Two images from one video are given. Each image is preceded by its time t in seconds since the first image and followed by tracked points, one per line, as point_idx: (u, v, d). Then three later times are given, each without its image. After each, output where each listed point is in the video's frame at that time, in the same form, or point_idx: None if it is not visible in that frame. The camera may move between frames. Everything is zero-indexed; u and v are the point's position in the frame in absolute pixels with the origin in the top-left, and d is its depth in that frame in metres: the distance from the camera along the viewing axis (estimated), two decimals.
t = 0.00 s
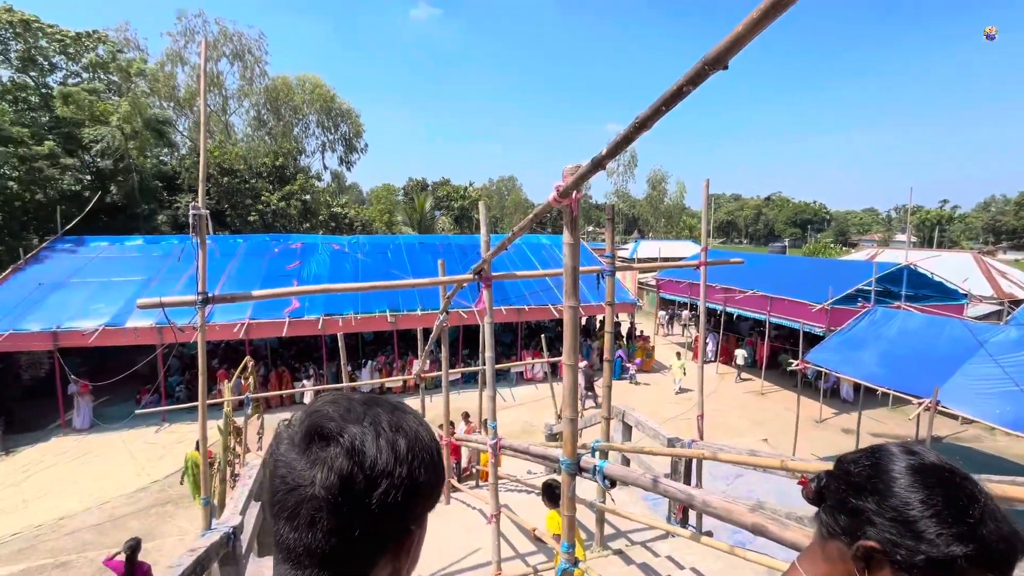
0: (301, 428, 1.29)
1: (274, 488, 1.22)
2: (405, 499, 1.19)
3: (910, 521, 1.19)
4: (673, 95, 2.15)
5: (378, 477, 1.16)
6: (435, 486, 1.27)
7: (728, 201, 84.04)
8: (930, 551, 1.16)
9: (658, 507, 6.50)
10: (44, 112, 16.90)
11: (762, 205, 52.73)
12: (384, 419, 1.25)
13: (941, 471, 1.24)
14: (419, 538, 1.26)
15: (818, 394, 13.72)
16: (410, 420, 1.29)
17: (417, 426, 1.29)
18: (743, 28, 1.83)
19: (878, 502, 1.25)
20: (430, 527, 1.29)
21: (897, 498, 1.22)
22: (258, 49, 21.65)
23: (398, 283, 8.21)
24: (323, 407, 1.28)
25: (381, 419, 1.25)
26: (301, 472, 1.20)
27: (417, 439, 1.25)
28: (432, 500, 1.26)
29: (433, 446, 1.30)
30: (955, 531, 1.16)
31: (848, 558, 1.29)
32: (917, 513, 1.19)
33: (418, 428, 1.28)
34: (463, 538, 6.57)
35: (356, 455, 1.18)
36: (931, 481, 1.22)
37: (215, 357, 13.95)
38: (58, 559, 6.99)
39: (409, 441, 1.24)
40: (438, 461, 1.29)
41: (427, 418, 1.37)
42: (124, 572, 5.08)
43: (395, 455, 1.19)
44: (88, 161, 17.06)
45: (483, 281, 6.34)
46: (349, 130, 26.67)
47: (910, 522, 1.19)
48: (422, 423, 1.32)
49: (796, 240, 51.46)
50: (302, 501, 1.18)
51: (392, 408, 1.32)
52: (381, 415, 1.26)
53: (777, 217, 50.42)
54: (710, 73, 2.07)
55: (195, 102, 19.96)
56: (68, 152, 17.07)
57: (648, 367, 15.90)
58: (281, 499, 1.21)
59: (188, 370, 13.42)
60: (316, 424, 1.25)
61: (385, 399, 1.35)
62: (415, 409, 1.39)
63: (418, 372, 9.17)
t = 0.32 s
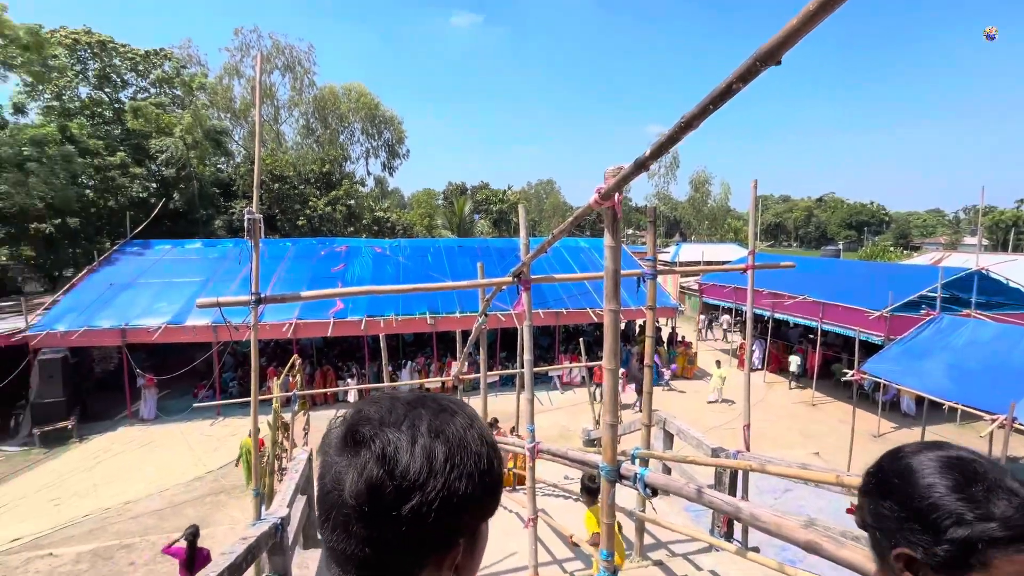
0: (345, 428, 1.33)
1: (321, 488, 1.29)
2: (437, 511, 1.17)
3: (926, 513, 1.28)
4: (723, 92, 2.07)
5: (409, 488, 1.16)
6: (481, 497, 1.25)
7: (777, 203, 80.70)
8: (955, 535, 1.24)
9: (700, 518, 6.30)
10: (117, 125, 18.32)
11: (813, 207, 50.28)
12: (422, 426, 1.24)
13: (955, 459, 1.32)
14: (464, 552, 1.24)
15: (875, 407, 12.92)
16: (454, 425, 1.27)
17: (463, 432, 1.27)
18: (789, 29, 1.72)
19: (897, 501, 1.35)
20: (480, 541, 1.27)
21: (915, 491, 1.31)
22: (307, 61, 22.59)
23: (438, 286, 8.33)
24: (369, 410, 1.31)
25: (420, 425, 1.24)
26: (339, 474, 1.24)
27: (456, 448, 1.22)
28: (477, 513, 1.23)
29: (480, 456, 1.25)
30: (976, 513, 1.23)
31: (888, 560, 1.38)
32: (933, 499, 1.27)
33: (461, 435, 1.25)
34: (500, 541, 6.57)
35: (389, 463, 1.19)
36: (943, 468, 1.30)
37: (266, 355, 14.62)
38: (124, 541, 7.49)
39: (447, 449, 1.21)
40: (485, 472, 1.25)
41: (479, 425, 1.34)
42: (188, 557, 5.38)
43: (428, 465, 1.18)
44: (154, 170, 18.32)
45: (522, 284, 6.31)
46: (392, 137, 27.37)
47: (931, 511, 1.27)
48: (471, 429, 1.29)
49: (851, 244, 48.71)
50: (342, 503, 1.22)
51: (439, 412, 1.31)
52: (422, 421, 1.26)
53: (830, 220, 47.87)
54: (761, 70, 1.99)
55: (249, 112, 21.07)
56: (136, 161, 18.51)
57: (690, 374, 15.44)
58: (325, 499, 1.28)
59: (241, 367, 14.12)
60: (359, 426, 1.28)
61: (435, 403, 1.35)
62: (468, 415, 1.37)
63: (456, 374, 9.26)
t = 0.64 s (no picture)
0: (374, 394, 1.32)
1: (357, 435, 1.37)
2: (347, 513, 1.05)
3: (945, 522, 1.30)
4: (770, 89, 2.00)
5: (327, 459, 1.10)
6: (405, 522, 1.01)
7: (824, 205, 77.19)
8: (978, 542, 1.24)
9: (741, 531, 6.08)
10: (173, 134, 19.46)
11: (864, 209, 47.73)
12: (363, 415, 1.10)
13: (978, 465, 1.31)
14: None
15: (933, 422, 12.11)
16: (393, 425, 1.05)
17: (409, 433, 1.04)
18: (827, 34, 1.65)
19: (918, 516, 1.36)
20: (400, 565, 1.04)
21: (936, 499, 1.33)
22: (349, 69, 23.29)
23: (474, 288, 8.38)
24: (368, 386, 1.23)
25: (360, 414, 1.10)
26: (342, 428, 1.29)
27: (372, 450, 1.03)
28: (398, 537, 1.02)
29: (403, 473, 1.00)
30: (999, 517, 1.23)
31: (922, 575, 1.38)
32: (949, 508, 1.29)
33: (387, 440, 1.03)
34: (533, 545, 6.54)
35: (335, 437, 1.10)
36: (964, 475, 1.31)
37: (307, 354, 15.13)
38: (176, 528, 7.89)
39: (362, 449, 1.04)
40: (407, 494, 1.00)
41: (437, 435, 1.04)
42: (241, 544, 5.64)
43: (340, 461, 1.06)
44: (207, 176, 19.30)
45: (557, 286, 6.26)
46: (429, 141, 27.84)
47: (947, 520, 1.30)
48: (410, 440, 1.03)
49: (906, 247, 45.93)
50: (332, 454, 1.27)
51: (409, 409, 1.10)
52: (369, 410, 1.10)
53: (883, 222, 45.31)
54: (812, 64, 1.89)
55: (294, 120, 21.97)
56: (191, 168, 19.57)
57: (730, 382, 14.92)
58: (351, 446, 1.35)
59: (284, 365, 14.67)
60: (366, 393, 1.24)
61: (413, 396, 1.14)
62: (440, 417, 1.09)
63: (490, 376, 9.29)
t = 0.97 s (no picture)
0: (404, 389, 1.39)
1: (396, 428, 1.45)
2: (348, 497, 1.13)
3: (994, 547, 1.19)
4: (814, 84, 1.91)
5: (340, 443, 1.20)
6: (391, 513, 1.04)
7: (869, 206, 73.76)
8: None
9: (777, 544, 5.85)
10: (218, 139, 20.33)
11: (912, 210, 45.37)
12: (371, 407, 1.18)
13: None
14: (380, 565, 1.09)
15: (989, 436, 11.38)
16: (396, 415, 1.12)
17: (406, 425, 1.09)
18: (875, 27, 1.57)
19: (962, 542, 1.26)
20: (392, 552, 1.07)
21: (982, 523, 1.23)
22: (383, 74, 23.82)
23: (504, 289, 8.39)
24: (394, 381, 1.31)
25: (367, 405, 1.18)
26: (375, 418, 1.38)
27: (370, 441, 1.10)
28: (387, 527, 1.06)
29: (391, 464, 1.05)
30: None
31: None
32: (995, 532, 1.19)
33: (384, 432, 1.10)
34: (562, 550, 6.49)
35: (347, 423, 1.19)
36: None
37: (341, 352, 15.52)
38: (216, 517, 8.20)
39: (362, 439, 1.11)
40: (392, 486, 1.04)
41: (428, 430, 1.08)
42: (279, 534, 5.83)
43: (345, 448, 1.15)
44: (248, 180, 20.06)
45: (588, 288, 6.18)
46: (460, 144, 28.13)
47: (995, 546, 1.19)
48: (403, 434, 1.08)
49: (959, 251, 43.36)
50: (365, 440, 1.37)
51: (411, 406, 1.14)
52: (376, 403, 1.18)
53: (934, 224, 42.93)
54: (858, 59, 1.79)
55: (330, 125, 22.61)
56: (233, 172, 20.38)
57: (766, 389, 14.42)
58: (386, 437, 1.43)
59: (318, 363, 15.08)
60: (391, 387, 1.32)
61: (419, 393, 1.19)
62: (436, 415, 1.11)
63: (518, 378, 9.26)
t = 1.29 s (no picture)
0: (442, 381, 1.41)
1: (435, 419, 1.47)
2: (388, 481, 1.16)
3: None
4: (858, 80, 1.84)
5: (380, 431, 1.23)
6: (427, 497, 1.07)
7: (913, 205, 70.42)
8: None
9: (812, 555, 5.65)
10: (253, 143, 21.02)
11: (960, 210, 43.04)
12: (409, 397, 1.20)
13: None
14: (418, 545, 1.12)
15: None
16: (431, 405, 1.14)
17: (441, 415, 1.11)
18: (927, 17, 1.49)
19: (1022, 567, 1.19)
20: (429, 534, 1.09)
21: None
22: (412, 77, 24.17)
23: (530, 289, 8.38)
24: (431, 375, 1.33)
25: (405, 395, 1.20)
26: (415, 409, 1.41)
27: (408, 429, 1.13)
28: (423, 511, 1.08)
29: (428, 451, 1.08)
30: None
31: None
32: None
33: (421, 421, 1.12)
34: (587, 553, 6.44)
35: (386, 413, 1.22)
36: None
37: (369, 350, 15.81)
38: (250, 509, 8.48)
39: (401, 428, 1.14)
40: (429, 470, 1.07)
41: (463, 420, 1.09)
42: (311, 526, 5.99)
43: (384, 435, 1.18)
44: (282, 182, 20.67)
45: (616, 289, 6.11)
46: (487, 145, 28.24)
47: None
48: (440, 423, 1.10)
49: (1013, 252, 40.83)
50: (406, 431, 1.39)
51: (446, 397, 1.15)
52: (414, 393, 1.20)
53: (985, 224, 40.55)
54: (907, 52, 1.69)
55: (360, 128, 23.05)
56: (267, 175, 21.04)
57: (800, 395, 13.96)
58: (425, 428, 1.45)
59: (347, 360, 15.40)
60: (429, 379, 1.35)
61: (454, 386, 1.20)
62: (470, 407, 1.12)
63: (544, 379, 9.23)
